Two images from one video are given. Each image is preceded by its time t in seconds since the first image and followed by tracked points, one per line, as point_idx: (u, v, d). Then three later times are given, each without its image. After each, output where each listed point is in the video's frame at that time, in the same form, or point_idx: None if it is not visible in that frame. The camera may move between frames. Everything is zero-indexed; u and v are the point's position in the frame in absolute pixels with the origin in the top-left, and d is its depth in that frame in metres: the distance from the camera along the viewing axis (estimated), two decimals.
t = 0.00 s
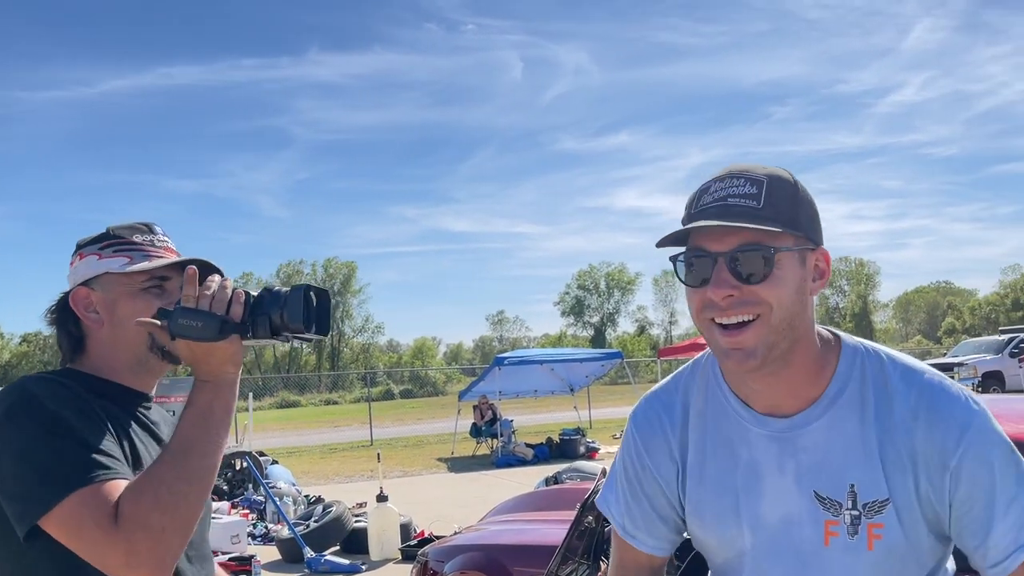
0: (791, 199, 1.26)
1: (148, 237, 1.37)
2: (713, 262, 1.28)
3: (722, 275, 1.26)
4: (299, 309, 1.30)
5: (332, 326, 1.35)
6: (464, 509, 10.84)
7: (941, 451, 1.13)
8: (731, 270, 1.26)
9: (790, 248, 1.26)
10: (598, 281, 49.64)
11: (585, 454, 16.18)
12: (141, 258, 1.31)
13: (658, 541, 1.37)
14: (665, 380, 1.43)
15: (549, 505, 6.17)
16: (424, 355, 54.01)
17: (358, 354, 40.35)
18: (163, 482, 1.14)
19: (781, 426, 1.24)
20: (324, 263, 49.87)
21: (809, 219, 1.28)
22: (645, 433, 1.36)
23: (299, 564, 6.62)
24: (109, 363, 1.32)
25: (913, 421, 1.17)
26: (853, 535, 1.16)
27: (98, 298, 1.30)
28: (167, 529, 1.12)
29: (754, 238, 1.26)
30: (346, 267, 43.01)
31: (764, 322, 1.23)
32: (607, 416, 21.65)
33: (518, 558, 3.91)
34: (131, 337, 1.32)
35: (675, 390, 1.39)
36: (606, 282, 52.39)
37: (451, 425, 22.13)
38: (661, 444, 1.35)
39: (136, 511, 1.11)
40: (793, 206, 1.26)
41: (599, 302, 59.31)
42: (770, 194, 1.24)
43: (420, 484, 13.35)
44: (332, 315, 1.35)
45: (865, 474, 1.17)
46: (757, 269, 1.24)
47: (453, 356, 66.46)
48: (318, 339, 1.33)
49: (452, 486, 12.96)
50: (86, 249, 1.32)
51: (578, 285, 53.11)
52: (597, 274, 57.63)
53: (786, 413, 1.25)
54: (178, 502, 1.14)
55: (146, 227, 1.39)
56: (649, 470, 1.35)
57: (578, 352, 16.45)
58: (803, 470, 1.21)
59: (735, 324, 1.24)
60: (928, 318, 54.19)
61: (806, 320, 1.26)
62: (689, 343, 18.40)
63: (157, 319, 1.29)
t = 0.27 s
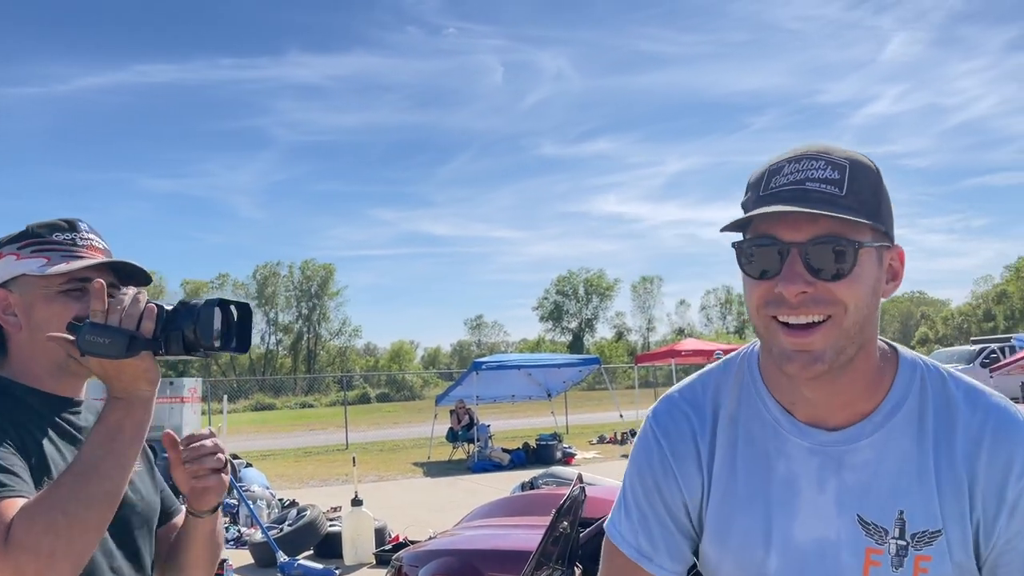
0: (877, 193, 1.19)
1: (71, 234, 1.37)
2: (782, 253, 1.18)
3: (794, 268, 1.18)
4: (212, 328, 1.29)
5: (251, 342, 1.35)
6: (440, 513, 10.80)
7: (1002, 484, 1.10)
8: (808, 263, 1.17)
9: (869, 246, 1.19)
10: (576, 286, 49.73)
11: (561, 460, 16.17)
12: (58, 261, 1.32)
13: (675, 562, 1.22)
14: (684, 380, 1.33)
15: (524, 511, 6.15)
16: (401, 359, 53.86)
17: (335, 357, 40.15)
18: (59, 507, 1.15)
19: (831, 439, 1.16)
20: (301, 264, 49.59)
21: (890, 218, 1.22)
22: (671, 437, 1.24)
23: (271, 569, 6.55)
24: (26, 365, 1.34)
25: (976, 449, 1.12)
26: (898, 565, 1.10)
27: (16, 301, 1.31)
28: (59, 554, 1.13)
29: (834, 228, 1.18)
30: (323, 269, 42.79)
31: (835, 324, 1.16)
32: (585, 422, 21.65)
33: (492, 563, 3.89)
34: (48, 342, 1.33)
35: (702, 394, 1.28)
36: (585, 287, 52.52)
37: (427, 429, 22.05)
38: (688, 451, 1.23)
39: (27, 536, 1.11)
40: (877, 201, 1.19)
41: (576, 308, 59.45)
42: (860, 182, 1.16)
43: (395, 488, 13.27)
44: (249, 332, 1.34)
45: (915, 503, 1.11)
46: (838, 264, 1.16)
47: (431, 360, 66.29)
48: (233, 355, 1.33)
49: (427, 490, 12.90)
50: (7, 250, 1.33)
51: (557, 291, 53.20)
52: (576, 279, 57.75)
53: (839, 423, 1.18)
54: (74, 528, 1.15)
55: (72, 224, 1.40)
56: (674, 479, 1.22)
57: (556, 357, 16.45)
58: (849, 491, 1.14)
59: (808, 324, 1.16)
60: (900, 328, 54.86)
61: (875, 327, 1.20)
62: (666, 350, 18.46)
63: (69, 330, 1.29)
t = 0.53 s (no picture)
0: (970, 155, 1.06)
1: None
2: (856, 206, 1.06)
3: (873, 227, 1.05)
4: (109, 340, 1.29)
5: (153, 355, 1.36)
6: (419, 519, 10.71)
7: None
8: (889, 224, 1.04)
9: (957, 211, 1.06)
10: (557, 292, 49.76)
11: (542, 465, 16.12)
12: None
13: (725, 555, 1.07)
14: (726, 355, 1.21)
15: (505, 515, 6.09)
16: (383, 363, 53.66)
17: (315, 361, 39.95)
18: None
19: (898, 416, 1.04)
20: (282, 267, 49.38)
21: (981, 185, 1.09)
22: (718, 412, 1.11)
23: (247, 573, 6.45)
24: None
25: None
26: (966, 561, 0.97)
27: None
28: None
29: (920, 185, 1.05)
30: (305, 273, 42.61)
31: (917, 291, 1.03)
32: (565, 428, 21.59)
33: (469, 566, 3.85)
34: None
35: (751, 367, 1.16)
36: (567, 293, 52.56)
37: (408, 434, 21.94)
38: (733, 426, 1.10)
39: None
40: (968, 160, 1.06)
41: (558, 313, 59.48)
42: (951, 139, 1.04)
43: (374, 493, 13.17)
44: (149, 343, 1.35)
45: (989, 491, 0.99)
46: (919, 225, 1.04)
47: (412, 364, 66.08)
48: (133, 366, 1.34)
49: (407, 495, 12.81)
50: None
51: (539, 296, 53.21)
52: (559, 285, 57.79)
53: (908, 402, 1.06)
54: None
55: None
56: (721, 458, 1.08)
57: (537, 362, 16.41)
58: (914, 474, 1.01)
59: (887, 287, 1.03)
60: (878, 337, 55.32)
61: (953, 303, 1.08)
62: (648, 356, 18.44)
63: None
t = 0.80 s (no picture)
0: (957, 123, 0.96)
1: None
2: (814, 193, 1.02)
3: (835, 211, 1.00)
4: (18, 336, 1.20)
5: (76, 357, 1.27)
6: (404, 523, 10.65)
7: None
8: (853, 205, 1.00)
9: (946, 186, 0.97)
10: (543, 297, 49.78)
11: (527, 469, 16.09)
12: None
13: (726, 533, 1.10)
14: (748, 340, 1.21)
15: (491, 519, 6.07)
16: (368, 367, 53.49)
17: (299, 364, 39.75)
18: None
19: (881, 398, 0.98)
20: (267, 269, 49.12)
21: (981, 156, 0.97)
22: (721, 397, 1.13)
23: None
24: None
25: None
26: (935, 554, 0.89)
27: None
28: None
29: (889, 161, 0.97)
30: (290, 275, 42.40)
31: (880, 275, 0.98)
32: (551, 433, 21.57)
33: (456, 570, 3.83)
34: None
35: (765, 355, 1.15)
36: (553, 298, 52.60)
37: (393, 438, 21.87)
38: (731, 409, 1.11)
39: None
40: (951, 127, 0.96)
41: (543, 318, 59.51)
42: (921, 110, 0.96)
43: (359, 497, 13.11)
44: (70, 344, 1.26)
45: (966, 481, 0.90)
46: (888, 205, 0.98)
47: (398, 368, 65.89)
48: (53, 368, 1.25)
49: (391, 500, 12.75)
50: None
51: (525, 301, 53.22)
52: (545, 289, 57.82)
53: (890, 389, 0.99)
54: None
55: None
56: (711, 440, 1.11)
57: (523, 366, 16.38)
58: (888, 458, 0.95)
59: (847, 274, 0.99)
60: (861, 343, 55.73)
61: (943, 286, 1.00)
62: (634, 361, 18.44)
63: None
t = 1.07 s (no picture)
0: (853, 111, 0.93)
1: None
2: (725, 194, 1.05)
3: (745, 211, 1.02)
4: (2, 323, 1.34)
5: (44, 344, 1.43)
6: (395, 525, 10.69)
7: (988, 450, 0.77)
8: (761, 202, 1.01)
9: (850, 174, 0.94)
10: (535, 300, 49.96)
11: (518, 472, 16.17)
12: None
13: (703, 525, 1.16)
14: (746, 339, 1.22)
15: (483, 520, 6.14)
16: (358, 370, 53.49)
17: (290, 367, 39.80)
18: None
19: (813, 386, 0.97)
20: (258, 271, 49.18)
21: (888, 138, 0.92)
22: (708, 399, 1.17)
23: None
24: None
25: (967, 402, 0.82)
26: (845, 531, 0.86)
27: None
28: None
29: (784, 155, 0.97)
30: (281, 277, 42.43)
31: (788, 267, 0.98)
32: (541, 435, 21.64)
33: (450, 569, 3.90)
34: None
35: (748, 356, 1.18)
36: (544, 301, 52.74)
37: (383, 440, 21.90)
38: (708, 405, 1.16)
39: None
40: (844, 114, 0.93)
41: (535, 321, 59.69)
42: (806, 102, 0.95)
43: (350, 499, 13.16)
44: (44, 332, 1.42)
45: (878, 462, 0.86)
46: (794, 199, 0.97)
47: (388, 371, 65.92)
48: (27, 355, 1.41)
49: (381, 502, 12.78)
50: None
51: (516, 305, 53.37)
52: (535, 293, 57.96)
53: (818, 380, 0.97)
54: None
55: None
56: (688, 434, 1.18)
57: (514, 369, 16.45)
58: (814, 443, 0.93)
59: (759, 269, 1.00)
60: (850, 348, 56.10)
61: (868, 274, 0.96)
62: (624, 365, 18.52)
63: None
